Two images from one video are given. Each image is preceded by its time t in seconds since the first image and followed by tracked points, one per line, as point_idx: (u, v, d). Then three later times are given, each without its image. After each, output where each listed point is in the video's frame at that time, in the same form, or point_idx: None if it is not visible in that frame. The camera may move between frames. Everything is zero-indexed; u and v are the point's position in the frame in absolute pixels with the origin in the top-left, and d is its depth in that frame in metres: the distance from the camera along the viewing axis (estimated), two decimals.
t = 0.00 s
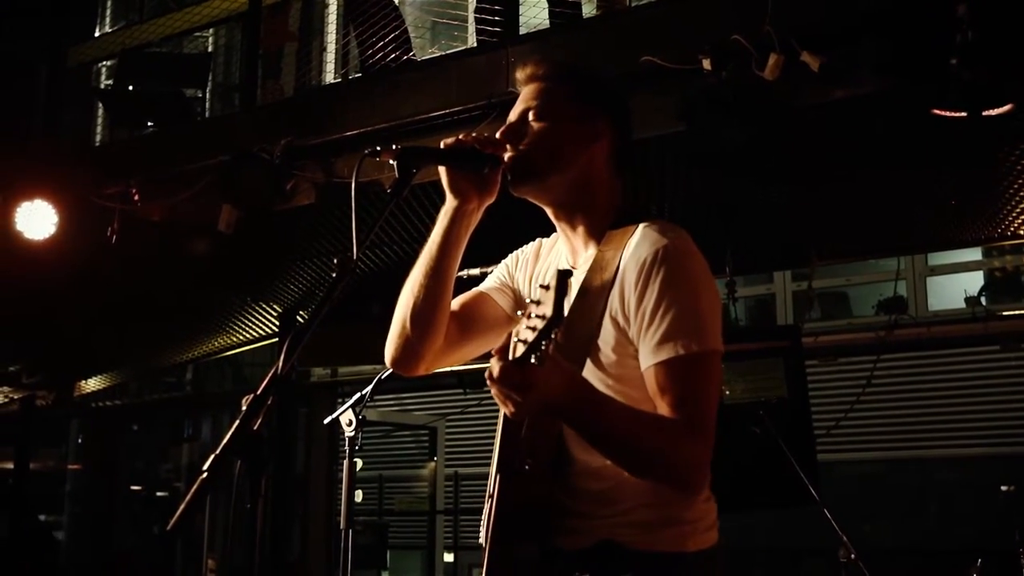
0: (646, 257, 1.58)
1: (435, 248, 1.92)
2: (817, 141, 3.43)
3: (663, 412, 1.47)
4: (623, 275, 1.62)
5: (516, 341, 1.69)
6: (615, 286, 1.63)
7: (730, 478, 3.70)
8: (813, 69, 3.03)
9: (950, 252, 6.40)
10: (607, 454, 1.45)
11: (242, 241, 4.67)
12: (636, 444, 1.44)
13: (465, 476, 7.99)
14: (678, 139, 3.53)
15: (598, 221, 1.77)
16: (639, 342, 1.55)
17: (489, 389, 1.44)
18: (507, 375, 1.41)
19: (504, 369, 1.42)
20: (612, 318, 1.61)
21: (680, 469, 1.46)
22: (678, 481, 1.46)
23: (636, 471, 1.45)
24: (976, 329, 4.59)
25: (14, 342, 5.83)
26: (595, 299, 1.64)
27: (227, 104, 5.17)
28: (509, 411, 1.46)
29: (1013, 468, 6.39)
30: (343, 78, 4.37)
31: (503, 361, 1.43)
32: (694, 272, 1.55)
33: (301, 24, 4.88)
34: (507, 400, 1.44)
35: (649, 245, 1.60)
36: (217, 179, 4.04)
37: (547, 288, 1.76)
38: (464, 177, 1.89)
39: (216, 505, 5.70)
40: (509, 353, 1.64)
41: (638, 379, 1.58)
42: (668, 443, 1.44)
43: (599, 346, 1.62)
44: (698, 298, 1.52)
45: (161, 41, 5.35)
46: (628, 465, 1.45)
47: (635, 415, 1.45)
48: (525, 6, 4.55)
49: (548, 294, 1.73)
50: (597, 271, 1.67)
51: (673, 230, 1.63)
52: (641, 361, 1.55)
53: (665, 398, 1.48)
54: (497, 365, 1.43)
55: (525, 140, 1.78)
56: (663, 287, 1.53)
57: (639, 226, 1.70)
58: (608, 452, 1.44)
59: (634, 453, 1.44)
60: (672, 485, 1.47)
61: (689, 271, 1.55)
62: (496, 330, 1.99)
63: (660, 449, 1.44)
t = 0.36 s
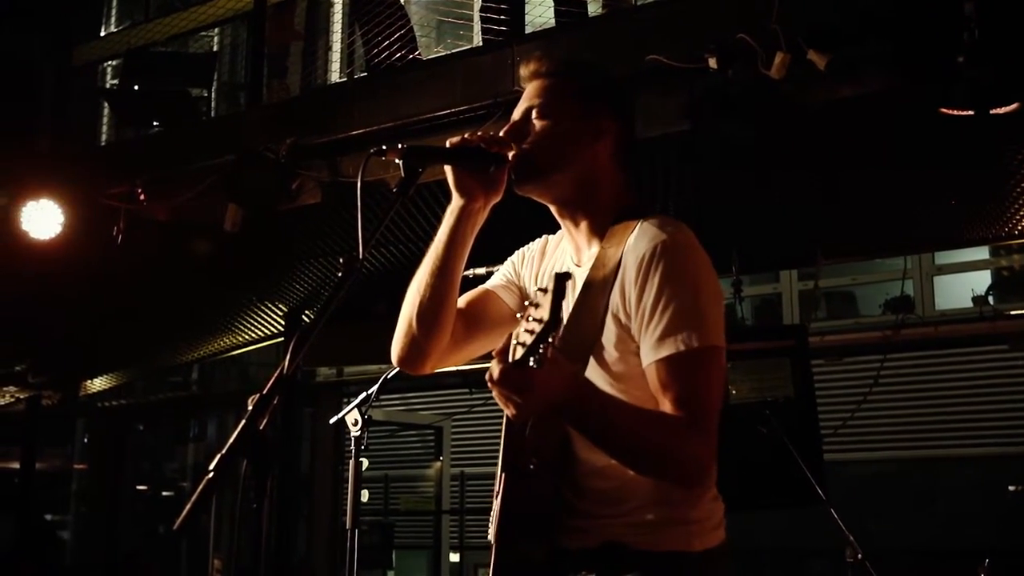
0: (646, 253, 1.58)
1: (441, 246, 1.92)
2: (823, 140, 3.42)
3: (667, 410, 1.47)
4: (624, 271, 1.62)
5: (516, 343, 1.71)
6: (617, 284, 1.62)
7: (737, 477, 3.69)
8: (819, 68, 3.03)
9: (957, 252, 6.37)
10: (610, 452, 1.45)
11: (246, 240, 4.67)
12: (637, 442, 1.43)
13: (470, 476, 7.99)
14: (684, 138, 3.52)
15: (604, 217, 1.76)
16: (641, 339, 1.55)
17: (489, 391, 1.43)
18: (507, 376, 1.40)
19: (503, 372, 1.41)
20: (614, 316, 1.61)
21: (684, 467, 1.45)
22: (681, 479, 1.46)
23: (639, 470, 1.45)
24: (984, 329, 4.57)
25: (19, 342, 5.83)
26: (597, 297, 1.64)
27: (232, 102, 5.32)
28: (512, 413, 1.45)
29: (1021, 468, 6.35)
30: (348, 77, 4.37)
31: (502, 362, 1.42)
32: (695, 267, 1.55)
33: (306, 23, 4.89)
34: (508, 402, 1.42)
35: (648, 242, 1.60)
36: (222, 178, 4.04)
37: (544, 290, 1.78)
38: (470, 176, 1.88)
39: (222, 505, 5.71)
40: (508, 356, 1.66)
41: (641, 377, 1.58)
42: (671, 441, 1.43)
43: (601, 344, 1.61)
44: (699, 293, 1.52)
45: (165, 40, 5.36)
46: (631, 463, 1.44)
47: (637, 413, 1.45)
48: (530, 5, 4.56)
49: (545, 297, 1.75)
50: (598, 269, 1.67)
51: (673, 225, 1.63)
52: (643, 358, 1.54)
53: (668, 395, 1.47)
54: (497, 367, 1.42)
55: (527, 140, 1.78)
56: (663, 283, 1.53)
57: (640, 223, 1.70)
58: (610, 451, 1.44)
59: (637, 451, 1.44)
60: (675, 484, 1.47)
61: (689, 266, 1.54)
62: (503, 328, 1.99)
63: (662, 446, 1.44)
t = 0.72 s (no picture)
0: (653, 257, 1.55)
1: (446, 251, 1.90)
2: (834, 141, 3.38)
3: (676, 416, 1.44)
4: (631, 276, 1.59)
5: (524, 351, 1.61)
6: (623, 289, 1.60)
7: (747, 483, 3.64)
8: (829, 70, 3.00)
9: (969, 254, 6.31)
10: (618, 459, 1.43)
11: (253, 245, 4.66)
12: (645, 449, 1.42)
13: (478, 482, 7.95)
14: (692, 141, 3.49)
15: (608, 221, 1.75)
16: (649, 345, 1.52)
17: (498, 399, 1.44)
18: (513, 386, 1.40)
19: (510, 381, 1.41)
20: (621, 321, 1.58)
21: (694, 475, 1.43)
22: (690, 486, 1.43)
23: (648, 476, 1.43)
24: (997, 333, 4.51)
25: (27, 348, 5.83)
26: (604, 302, 1.61)
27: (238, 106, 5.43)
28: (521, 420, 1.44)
29: None
30: (355, 80, 4.35)
31: (509, 371, 1.42)
32: (704, 272, 1.51)
33: (312, 25, 4.89)
34: (516, 409, 1.43)
35: (655, 246, 1.57)
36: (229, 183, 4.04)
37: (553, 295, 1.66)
38: (478, 181, 1.85)
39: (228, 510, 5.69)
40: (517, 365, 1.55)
41: (649, 383, 1.55)
42: (681, 448, 1.41)
43: (608, 350, 1.59)
44: (707, 297, 1.49)
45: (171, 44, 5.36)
46: (640, 470, 1.42)
47: (645, 419, 1.43)
48: (537, 7, 4.55)
49: (554, 302, 1.64)
50: (603, 274, 1.65)
51: (680, 230, 1.59)
52: (651, 364, 1.52)
53: (677, 401, 1.45)
54: (504, 376, 1.42)
55: (534, 143, 1.75)
56: (671, 287, 1.50)
57: (647, 226, 1.67)
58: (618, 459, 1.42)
59: (647, 458, 1.42)
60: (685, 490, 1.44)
61: (697, 269, 1.51)
62: (508, 332, 1.97)
63: (670, 452, 1.42)
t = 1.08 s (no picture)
0: (663, 264, 1.52)
1: (453, 258, 1.86)
2: (844, 147, 3.34)
3: (685, 425, 1.40)
4: (641, 282, 1.56)
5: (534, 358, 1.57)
6: (633, 297, 1.56)
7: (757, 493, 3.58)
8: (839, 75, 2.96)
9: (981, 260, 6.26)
10: (627, 469, 1.39)
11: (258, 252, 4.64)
12: (656, 459, 1.38)
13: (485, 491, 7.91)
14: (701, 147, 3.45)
15: (618, 228, 1.71)
16: (658, 353, 1.48)
17: (506, 408, 1.37)
18: (524, 393, 1.34)
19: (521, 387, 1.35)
20: (630, 329, 1.54)
21: (704, 485, 1.39)
22: (700, 496, 1.40)
23: (658, 487, 1.39)
24: (1008, 341, 4.47)
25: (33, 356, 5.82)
26: (613, 309, 1.58)
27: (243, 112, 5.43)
28: (530, 430, 1.38)
29: None
30: (361, 86, 4.34)
31: (519, 378, 1.36)
32: (714, 280, 1.48)
33: (317, 32, 4.91)
34: (525, 419, 1.36)
35: (665, 254, 1.53)
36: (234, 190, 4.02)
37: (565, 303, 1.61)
38: (486, 188, 1.81)
39: (234, 519, 5.65)
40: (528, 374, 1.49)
41: (659, 392, 1.51)
42: (691, 458, 1.37)
43: (617, 357, 1.55)
44: (718, 305, 1.45)
45: (176, 50, 5.38)
46: (648, 480, 1.39)
47: (655, 428, 1.39)
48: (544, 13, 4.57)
49: (566, 310, 1.59)
50: (613, 281, 1.61)
51: (689, 237, 1.56)
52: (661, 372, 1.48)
53: (686, 410, 1.41)
54: (514, 384, 1.36)
55: (542, 150, 1.72)
56: (681, 294, 1.46)
57: (657, 232, 1.63)
58: (628, 468, 1.38)
59: (656, 469, 1.38)
60: (695, 500, 1.41)
61: (708, 276, 1.47)
62: (516, 340, 1.94)
63: (681, 462, 1.38)
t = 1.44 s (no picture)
0: (674, 276, 1.49)
1: (461, 271, 1.86)
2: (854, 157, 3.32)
3: (696, 438, 1.38)
4: (652, 293, 1.53)
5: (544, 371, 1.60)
6: (644, 309, 1.54)
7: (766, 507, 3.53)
8: (847, 84, 2.90)
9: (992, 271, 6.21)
10: (638, 483, 1.37)
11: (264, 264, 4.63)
12: (667, 473, 1.35)
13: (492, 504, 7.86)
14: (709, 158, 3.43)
15: (628, 240, 1.69)
16: (669, 366, 1.46)
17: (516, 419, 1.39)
18: (533, 405, 1.35)
19: (529, 400, 1.36)
20: (641, 341, 1.52)
21: (716, 499, 1.37)
22: (712, 510, 1.37)
23: (669, 500, 1.37)
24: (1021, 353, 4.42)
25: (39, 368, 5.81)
26: (624, 321, 1.56)
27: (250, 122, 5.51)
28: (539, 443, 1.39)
29: None
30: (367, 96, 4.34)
31: (528, 391, 1.37)
32: (726, 291, 1.46)
33: (323, 43, 4.95)
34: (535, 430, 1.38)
35: (676, 265, 1.51)
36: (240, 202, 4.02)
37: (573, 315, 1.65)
38: (492, 199, 1.82)
39: (240, 532, 5.63)
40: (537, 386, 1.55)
41: (670, 405, 1.49)
42: (702, 471, 1.35)
43: (628, 370, 1.53)
44: (729, 316, 1.43)
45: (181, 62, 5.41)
46: (660, 494, 1.36)
47: (666, 441, 1.37)
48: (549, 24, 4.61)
49: (574, 322, 1.62)
50: (623, 294, 1.58)
51: (700, 248, 1.53)
52: (672, 385, 1.46)
53: (697, 423, 1.39)
54: (523, 396, 1.37)
55: (551, 166, 1.69)
56: (692, 306, 1.44)
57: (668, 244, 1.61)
58: (638, 481, 1.36)
59: (667, 482, 1.35)
60: (707, 514, 1.38)
61: (719, 288, 1.45)
62: (526, 353, 1.92)
63: (692, 475, 1.35)
